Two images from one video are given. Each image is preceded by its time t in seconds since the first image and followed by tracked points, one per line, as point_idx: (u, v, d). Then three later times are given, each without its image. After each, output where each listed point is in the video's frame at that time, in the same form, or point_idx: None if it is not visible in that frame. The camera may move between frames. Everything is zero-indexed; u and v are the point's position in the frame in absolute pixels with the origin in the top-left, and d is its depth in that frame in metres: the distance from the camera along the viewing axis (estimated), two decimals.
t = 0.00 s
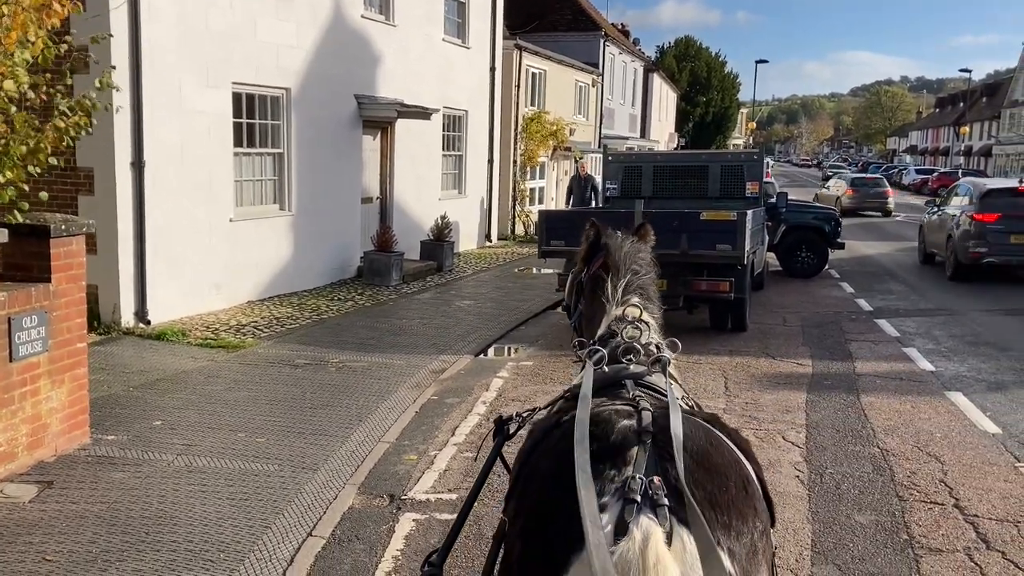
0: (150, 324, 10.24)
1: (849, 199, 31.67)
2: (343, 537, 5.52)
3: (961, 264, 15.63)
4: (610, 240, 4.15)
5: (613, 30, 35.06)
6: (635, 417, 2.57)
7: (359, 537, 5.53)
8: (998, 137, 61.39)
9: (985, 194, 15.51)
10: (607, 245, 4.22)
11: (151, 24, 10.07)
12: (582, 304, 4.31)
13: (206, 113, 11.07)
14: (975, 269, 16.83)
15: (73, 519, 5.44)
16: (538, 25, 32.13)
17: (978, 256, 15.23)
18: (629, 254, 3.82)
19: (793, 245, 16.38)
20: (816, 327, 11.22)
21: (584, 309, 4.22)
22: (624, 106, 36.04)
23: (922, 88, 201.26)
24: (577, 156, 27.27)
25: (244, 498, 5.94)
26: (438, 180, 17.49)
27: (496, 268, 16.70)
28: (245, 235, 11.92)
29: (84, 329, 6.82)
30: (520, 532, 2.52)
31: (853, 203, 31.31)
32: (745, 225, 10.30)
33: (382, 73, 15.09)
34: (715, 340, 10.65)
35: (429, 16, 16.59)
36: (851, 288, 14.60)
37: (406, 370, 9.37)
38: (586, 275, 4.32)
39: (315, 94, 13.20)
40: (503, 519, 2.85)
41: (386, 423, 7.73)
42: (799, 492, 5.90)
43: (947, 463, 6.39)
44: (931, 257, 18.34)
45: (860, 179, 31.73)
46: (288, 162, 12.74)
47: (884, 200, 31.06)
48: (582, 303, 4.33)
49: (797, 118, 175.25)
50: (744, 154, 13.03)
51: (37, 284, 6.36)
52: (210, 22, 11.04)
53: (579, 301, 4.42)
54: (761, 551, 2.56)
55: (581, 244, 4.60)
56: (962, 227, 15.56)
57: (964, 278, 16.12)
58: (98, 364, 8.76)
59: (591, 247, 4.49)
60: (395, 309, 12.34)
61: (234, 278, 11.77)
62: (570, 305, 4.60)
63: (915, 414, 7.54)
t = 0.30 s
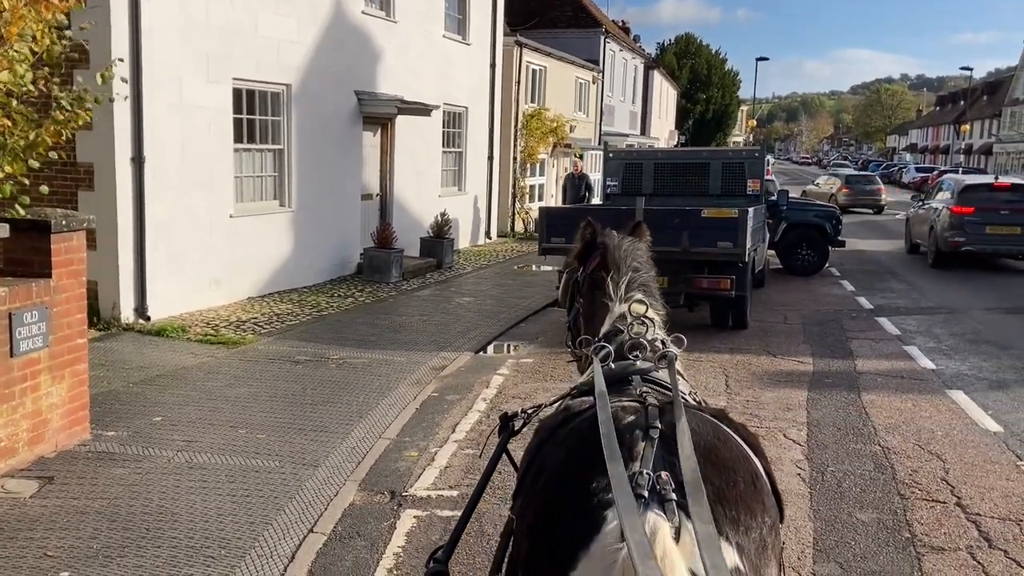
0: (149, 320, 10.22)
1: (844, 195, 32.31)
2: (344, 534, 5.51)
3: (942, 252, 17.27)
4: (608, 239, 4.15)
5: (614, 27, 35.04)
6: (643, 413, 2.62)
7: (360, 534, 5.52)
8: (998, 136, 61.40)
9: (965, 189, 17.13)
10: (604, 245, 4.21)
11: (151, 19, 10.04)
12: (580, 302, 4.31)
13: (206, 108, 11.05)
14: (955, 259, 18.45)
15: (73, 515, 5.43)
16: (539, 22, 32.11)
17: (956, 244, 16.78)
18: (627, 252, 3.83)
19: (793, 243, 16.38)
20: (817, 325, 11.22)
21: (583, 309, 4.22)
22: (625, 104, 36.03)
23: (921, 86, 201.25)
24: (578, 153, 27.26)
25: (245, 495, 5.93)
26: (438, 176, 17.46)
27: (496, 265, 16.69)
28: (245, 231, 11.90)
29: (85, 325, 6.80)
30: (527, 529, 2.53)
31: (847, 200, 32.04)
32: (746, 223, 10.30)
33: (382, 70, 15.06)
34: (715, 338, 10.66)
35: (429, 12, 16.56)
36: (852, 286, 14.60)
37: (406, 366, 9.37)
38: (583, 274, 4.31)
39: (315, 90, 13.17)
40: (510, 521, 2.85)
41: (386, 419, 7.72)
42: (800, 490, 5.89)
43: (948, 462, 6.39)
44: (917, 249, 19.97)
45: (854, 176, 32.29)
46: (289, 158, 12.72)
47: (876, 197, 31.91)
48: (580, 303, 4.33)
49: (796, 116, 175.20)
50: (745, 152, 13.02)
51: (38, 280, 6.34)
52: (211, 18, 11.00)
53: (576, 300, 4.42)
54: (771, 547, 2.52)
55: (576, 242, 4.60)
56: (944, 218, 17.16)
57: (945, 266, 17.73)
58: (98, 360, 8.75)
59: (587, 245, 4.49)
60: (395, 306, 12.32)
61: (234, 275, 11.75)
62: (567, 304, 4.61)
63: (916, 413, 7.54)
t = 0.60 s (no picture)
0: (151, 316, 10.23)
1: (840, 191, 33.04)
2: (345, 530, 5.52)
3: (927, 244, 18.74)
4: (610, 237, 4.17)
5: (615, 25, 35.04)
6: (638, 410, 2.62)
7: (361, 530, 5.53)
8: (999, 134, 61.36)
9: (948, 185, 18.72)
10: (606, 242, 4.20)
11: (153, 15, 10.03)
12: (581, 299, 4.32)
13: (207, 104, 11.04)
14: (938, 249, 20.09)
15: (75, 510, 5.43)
16: (540, 19, 32.10)
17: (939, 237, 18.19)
18: (628, 250, 3.84)
19: (794, 240, 16.38)
20: (818, 323, 11.21)
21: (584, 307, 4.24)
22: (626, 101, 36.01)
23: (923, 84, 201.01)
24: (579, 150, 27.25)
25: (247, 491, 5.93)
26: (439, 173, 17.45)
27: (497, 262, 16.69)
28: (246, 227, 11.90)
29: (86, 321, 6.80)
30: (519, 524, 2.52)
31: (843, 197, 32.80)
32: (747, 220, 10.29)
33: (384, 66, 15.05)
34: (716, 335, 10.66)
35: (431, 9, 16.55)
36: (853, 284, 14.59)
37: (407, 363, 9.37)
38: (585, 271, 4.32)
39: (316, 87, 13.16)
40: (504, 520, 2.84)
41: (387, 416, 7.72)
42: (801, 487, 5.90)
43: (949, 459, 6.39)
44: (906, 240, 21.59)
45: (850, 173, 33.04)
46: (290, 154, 12.71)
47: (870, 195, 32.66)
48: (582, 300, 4.32)
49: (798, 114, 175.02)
50: (747, 149, 13.01)
51: (40, 275, 6.34)
52: (212, 14, 11.00)
53: (578, 297, 4.43)
54: (762, 546, 2.53)
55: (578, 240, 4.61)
56: (930, 211, 18.74)
57: (929, 256, 19.34)
58: (100, 356, 8.75)
59: (589, 242, 4.49)
60: (396, 303, 12.32)
61: (235, 271, 11.75)
62: (569, 301, 4.62)
63: (917, 410, 7.54)
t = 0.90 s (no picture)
0: (152, 313, 10.24)
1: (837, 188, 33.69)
2: (347, 527, 5.53)
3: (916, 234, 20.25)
4: (612, 236, 4.17)
5: (617, 22, 35.00)
6: (633, 409, 2.62)
7: (364, 527, 5.54)
8: (1001, 131, 61.29)
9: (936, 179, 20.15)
10: (608, 239, 4.20)
11: (154, 12, 10.03)
12: (585, 297, 4.33)
13: (208, 102, 11.05)
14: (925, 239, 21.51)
15: (77, 507, 5.44)
16: (541, 16, 32.05)
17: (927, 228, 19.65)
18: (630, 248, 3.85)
19: (795, 238, 16.38)
20: (820, 320, 11.21)
21: (587, 305, 4.24)
22: (628, 98, 35.96)
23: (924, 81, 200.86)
24: (580, 148, 27.24)
25: (249, 488, 5.94)
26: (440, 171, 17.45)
27: (498, 260, 16.69)
28: (247, 224, 11.90)
29: (87, 318, 6.81)
30: (512, 520, 2.53)
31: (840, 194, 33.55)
32: (748, 218, 10.30)
33: (385, 63, 15.05)
34: (717, 332, 10.67)
35: (432, 6, 16.53)
36: (855, 281, 14.58)
37: (408, 360, 9.37)
38: (588, 270, 4.33)
39: (318, 84, 13.17)
40: (499, 514, 2.84)
41: (388, 413, 7.73)
42: (803, 484, 5.91)
43: (950, 457, 6.40)
44: (896, 231, 23.06)
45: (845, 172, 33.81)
46: (292, 151, 12.71)
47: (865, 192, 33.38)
48: (584, 299, 4.33)
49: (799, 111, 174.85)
50: (748, 147, 13.00)
51: (42, 272, 6.35)
52: (213, 12, 10.99)
53: (580, 296, 4.44)
54: (755, 547, 2.52)
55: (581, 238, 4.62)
56: (918, 206, 20.06)
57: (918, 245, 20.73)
58: (102, 353, 8.76)
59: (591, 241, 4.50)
60: (397, 300, 12.33)
61: (236, 268, 11.76)
62: (571, 299, 4.63)
63: (918, 408, 7.54)
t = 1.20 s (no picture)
0: (154, 310, 10.26)
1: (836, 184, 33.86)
2: (349, 523, 5.54)
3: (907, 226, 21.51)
4: (613, 233, 4.18)
5: (618, 19, 34.93)
6: (634, 405, 2.62)
7: (366, 524, 5.55)
8: (1004, 127, 61.18)
9: (927, 174, 21.39)
10: (609, 237, 4.20)
11: (155, 10, 10.03)
12: (585, 295, 4.34)
13: (209, 99, 11.05)
14: (916, 230, 22.72)
15: (80, 504, 5.46)
16: (542, 13, 32.00)
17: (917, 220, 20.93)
18: (630, 245, 3.87)
19: (797, 235, 16.38)
20: (821, 317, 11.22)
21: (588, 302, 4.25)
22: (629, 95, 35.90)
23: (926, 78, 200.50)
24: (581, 145, 27.23)
25: (251, 485, 5.95)
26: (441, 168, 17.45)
27: (499, 257, 16.69)
28: (248, 222, 11.91)
29: (90, 315, 6.82)
30: (511, 516, 2.53)
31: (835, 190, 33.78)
32: (749, 215, 10.30)
33: (386, 61, 15.04)
34: (719, 329, 10.68)
35: (433, 3, 16.52)
36: (856, 278, 14.58)
37: (410, 358, 9.38)
38: (589, 267, 4.33)
39: (319, 82, 13.17)
40: (499, 510, 2.85)
41: (390, 410, 7.74)
42: (804, 480, 5.91)
43: (951, 453, 6.40)
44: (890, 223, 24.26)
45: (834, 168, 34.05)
46: (293, 149, 12.72)
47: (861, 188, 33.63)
48: (586, 297, 4.33)
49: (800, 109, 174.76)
50: (749, 144, 13.00)
51: (44, 270, 6.36)
52: (214, 9, 10.99)
53: (581, 294, 4.45)
54: (754, 545, 2.53)
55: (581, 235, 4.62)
56: (910, 199, 21.31)
57: (909, 237, 21.92)
58: (104, 351, 8.77)
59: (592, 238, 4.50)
60: (398, 298, 12.33)
61: (237, 266, 11.76)
62: (573, 295, 4.64)
63: (920, 405, 7.53)
